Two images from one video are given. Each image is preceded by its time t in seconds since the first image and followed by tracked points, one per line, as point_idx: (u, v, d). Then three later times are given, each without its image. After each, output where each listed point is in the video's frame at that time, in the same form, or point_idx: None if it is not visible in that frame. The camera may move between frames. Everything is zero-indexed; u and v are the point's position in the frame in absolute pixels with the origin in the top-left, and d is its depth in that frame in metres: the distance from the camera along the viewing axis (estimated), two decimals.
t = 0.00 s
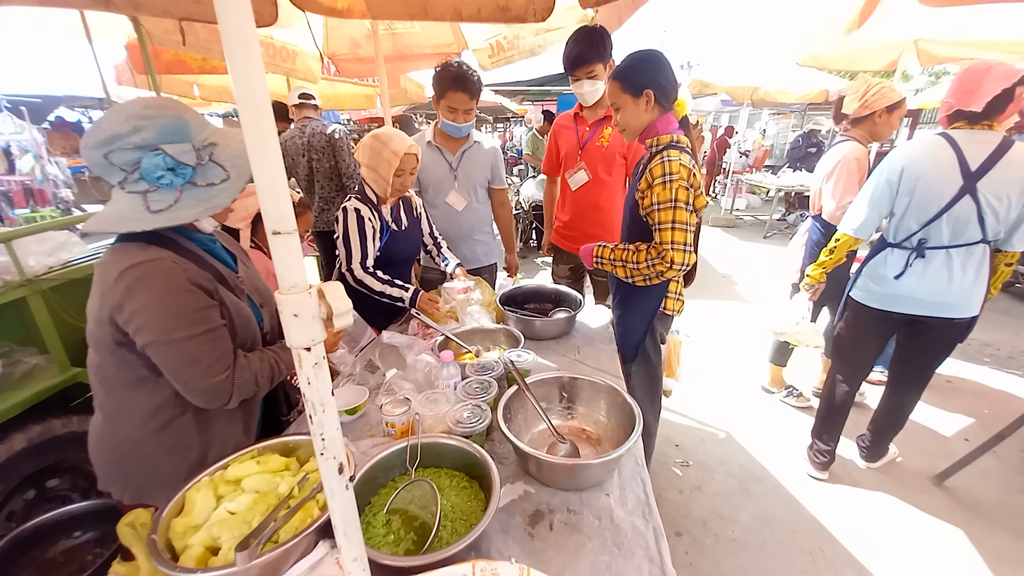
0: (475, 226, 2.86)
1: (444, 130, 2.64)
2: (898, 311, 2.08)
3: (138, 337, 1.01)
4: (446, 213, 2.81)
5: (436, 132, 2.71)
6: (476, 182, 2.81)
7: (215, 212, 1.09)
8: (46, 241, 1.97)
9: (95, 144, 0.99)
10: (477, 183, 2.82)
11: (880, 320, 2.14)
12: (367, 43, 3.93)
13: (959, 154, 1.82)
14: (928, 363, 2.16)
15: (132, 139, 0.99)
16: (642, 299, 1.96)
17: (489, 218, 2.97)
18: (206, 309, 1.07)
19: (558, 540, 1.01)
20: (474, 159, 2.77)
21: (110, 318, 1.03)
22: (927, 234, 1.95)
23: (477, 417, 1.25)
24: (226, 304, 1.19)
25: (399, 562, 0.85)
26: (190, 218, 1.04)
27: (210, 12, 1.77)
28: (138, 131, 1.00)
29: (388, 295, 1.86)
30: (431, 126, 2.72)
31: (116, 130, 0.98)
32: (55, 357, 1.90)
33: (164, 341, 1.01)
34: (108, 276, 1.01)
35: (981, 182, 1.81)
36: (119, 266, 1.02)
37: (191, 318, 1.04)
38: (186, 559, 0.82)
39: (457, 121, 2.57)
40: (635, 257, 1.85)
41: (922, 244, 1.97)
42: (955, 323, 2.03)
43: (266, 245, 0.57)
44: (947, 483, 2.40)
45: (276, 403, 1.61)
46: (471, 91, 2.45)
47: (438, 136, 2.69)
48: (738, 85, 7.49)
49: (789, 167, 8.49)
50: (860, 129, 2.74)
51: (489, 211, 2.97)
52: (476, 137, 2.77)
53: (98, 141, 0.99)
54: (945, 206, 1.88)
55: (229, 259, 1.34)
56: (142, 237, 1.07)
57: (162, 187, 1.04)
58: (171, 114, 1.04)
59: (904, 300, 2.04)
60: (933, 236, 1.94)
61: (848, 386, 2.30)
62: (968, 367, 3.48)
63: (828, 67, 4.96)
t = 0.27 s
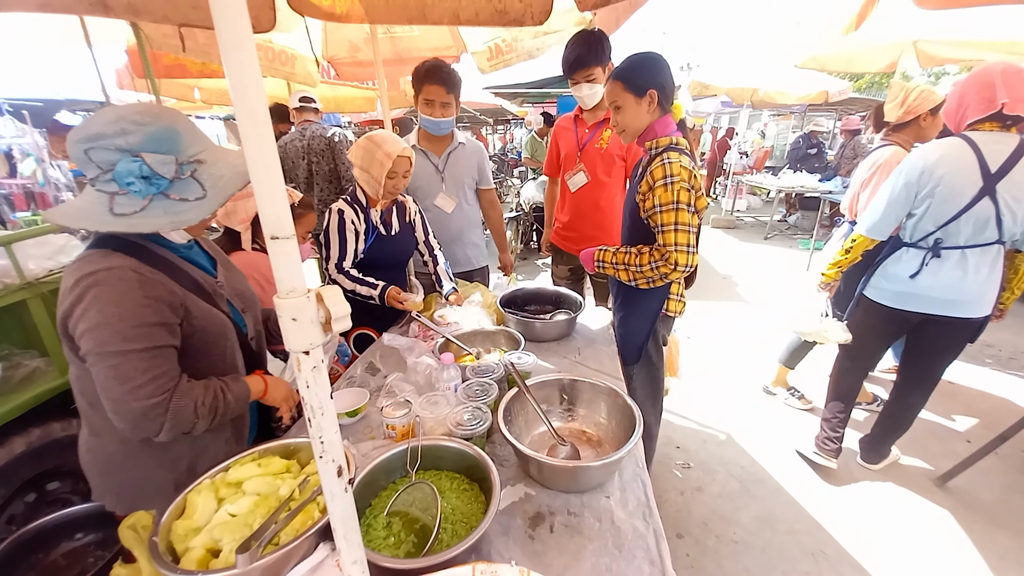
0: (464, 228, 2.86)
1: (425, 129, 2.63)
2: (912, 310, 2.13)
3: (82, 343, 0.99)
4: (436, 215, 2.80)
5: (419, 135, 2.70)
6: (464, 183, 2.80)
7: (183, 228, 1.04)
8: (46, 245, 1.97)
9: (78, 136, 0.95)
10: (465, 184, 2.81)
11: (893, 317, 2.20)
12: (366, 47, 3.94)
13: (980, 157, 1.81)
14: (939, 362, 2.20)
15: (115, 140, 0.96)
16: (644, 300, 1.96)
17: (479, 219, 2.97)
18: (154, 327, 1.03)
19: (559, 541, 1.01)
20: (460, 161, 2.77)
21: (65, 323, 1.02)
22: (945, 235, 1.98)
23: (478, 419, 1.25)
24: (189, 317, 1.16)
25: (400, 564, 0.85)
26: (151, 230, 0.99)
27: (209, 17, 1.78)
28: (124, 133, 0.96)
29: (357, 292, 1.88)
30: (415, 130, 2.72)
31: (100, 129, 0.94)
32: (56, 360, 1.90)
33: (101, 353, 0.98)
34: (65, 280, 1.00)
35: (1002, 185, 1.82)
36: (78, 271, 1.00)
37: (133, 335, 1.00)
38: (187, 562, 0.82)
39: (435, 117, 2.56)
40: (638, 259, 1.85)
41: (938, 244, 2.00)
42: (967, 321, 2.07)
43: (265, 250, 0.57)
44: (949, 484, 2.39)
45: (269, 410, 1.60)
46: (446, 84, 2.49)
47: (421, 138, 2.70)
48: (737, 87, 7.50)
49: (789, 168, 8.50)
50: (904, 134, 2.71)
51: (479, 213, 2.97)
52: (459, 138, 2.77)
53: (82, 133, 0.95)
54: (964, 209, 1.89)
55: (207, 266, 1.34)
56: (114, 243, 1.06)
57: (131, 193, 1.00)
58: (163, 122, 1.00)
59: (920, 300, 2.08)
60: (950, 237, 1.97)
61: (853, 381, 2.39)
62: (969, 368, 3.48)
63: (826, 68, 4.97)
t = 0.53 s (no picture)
0: (449, 226, 2.85)
1: (405, 128, 2.62)
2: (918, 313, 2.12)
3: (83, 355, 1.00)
4: (421, 214, 2.80)
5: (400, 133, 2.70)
6: (448, 180, 2.80)
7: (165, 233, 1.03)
8: (43, 246, 1.97)
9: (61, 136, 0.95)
10: (448, 181, 2.81)
11: (897, 319, 2.20)
12: (366, 48, 3.94)
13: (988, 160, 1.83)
14: (939, 363, 2.21)
15: (97, 142, 0.95)
16: (645, 302, 1.96)
17: (462, 215, 2.98)
18: (154, 327, 1.05)
19: (557, 543, 1.01)
20: (440, 158, 2.76)
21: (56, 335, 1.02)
22: (950, 237, 1.99)
23: (476, 421, 1.25)
24: (183, 319, 1.17)
25: (397, 566, 0.85)
26: (127, 235, 0.99)
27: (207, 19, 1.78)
28: (107, 136, 0.96)
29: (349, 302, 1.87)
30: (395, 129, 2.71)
31: (83, 131, 0.94)
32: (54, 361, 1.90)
33: (105, 361, 0.99)
34: (53, 291, 0.99)
35: (1007, 188, 1.85)
36: (64, 282, 1.00)
37: (135, 337, 1.02)
38: (183, 564, 0.81)
39: (415, 116, 2.56)
40: (641, 261, 1.85)
41: (943, 245, 2.02)
42: (971, 322, 2.08)
43: (261, 251, 0.57)
44: (947, 485, 2.40)
45: (263, 414, 1.59)
46: (425, 83, 2.48)
47: (402, 137, 2.69)
48: (736, 89, 7.51)
49: (787, 170, 8.52)
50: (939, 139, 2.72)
51: (462, 208, 2.98)
52: (439, 135, 2.76)
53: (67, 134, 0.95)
54: (971, 211, 1.91)
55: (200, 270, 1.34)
56: (97, 250, 1.05)
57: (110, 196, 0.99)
58: (150, 127, 1.00)
59: (925, 302, 2.08)
60: (956, 239, 1.99)
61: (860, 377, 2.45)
62: (967, 370, 3.48)
63: (824, 71, 4.98)
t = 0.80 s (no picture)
0: (439, 225, 2.87)
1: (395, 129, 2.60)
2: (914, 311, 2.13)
3: (112, 349, 1.00)
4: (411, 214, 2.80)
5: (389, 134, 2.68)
6: (435, 180, 2.81)
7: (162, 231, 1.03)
8: (41, 244, 1.96)
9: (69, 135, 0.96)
10: (435, 181, 2.82)
11: (893, 318, 2.21)
12: (364, 47, 3.93)
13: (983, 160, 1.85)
14: (935, 363, 2.23)
15: (101, 141, 0.95)
16: (645, 301, 1.95)
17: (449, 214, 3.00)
18: (179, 318, 1.05)
19: (555, 543, 1.01)
20: (427, 158, 2.76)
21: (79, 333, 1.03)
22: (945, 236, 2.00)
23: (474, 420, 1.25)
24: (202, 313, 1.17)
25: (394, 566, 0.84)
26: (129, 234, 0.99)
27: (205, 16, 1.77)
28: (110, 134, 0.96)
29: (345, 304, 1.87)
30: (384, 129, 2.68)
31: (88, 129, 0.95)
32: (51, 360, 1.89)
33: (140, 352, 1.00)
34: (71, 291, 0.99)
35: (1002, 187, 1.86)
36: (81, 280, 1.00)
37: (163, 327, 1.02)
38: (180, 564, 0.81)
39: (408, 120, 2.54)
40: (642, 261, 1.85)
41: (938, 244, 2.03)
42: (966, 321, 2.09)
43: (259, 249, 0.57)
44: (944, 484, 2.40)
45: (265, 414, 1.58)
46: (417, 86, 2.47)
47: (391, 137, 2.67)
48: (736, 88, 7.50)
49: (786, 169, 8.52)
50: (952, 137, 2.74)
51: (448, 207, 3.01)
52: (424, 136, 2.76)
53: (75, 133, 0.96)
54: (966, 210, 1.92)
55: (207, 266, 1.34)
56: (107, 246, 1.05)
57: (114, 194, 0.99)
58: (153, 126, 0.99)
59: (920, 301, 2.10)
60: (952, 237, 2.00)
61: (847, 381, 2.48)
62: (965, 369, 3.49)
63: (823, 71, 4.97)
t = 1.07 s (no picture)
0: (441, 226, 2.87)
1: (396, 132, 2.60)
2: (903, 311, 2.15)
3: (133, 342, 1.01)
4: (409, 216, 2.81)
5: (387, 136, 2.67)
6: (433, 182, 2.82)
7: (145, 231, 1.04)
8: (43, 242, 1.97)
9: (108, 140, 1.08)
10: (433, 183, 2.83)
11: (885, 318, 2.22)
12: (367, 48, 3.94)
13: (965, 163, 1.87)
14: (934, 365, 2.20)
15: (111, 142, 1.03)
16: (647, 304, 1.95)
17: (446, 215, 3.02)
18: (203, 318, 1.06)
19: (555, 545, 1.01)
20: (425, 161, 2.76)
21: (106, 320, 1.04)
22: (931, 237, 2.02)
23: (475, 421, 1.25)
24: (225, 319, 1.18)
25: (394, 567, 0.84)
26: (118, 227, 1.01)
27: (209, 16, 1.78)
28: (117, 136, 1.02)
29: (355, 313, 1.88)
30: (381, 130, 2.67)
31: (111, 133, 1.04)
32: (52, 358, 1.89)
33: (157, 347, 1.00)
34: (108, 277, 1.02)
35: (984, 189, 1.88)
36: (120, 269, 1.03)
37: (186, 327, 1.02)
38: (179, 562, 0.81)
39: (408, 122, 2.55)
40: (645, 264, 1.85)
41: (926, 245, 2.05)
42: (956, 322, 2.08)
43: (261, 248, 0.57)
44: (946, 490, 2.39)
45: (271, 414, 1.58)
46: (419, 90, 2.47)
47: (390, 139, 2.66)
48: (738, 92, 7.51)
49: (788, 173, 8.52)
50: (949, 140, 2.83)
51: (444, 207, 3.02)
52: (423, 138, 2.77)
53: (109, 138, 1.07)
54: (950, 211, 1.94)
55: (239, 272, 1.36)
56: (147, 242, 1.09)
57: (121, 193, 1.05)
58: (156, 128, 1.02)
59: (910, 300, 2.11)
60: (937, 238, 2.02)
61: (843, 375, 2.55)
62: (967, 374, 3.48)
63: (825, 75, 4.98)
